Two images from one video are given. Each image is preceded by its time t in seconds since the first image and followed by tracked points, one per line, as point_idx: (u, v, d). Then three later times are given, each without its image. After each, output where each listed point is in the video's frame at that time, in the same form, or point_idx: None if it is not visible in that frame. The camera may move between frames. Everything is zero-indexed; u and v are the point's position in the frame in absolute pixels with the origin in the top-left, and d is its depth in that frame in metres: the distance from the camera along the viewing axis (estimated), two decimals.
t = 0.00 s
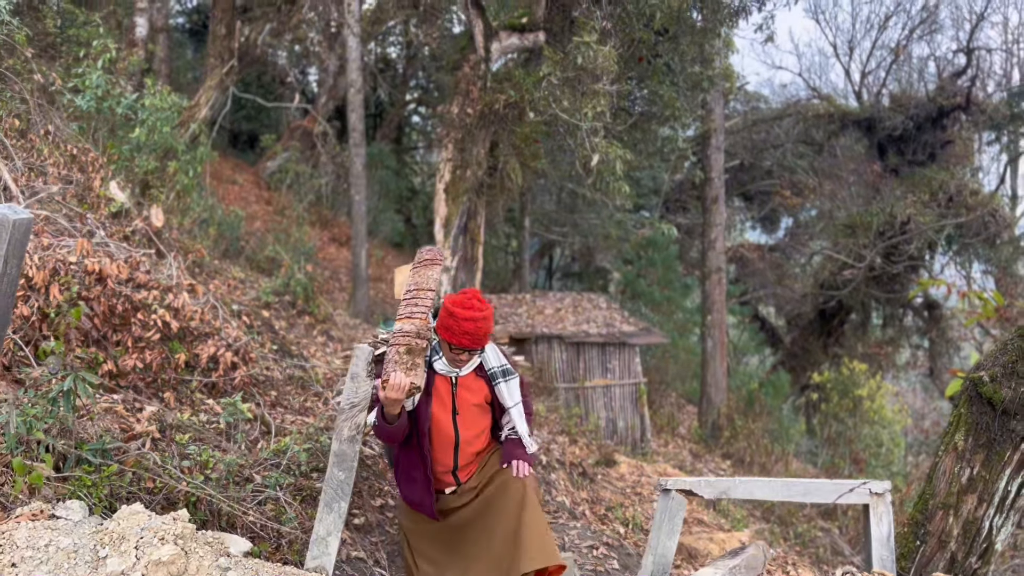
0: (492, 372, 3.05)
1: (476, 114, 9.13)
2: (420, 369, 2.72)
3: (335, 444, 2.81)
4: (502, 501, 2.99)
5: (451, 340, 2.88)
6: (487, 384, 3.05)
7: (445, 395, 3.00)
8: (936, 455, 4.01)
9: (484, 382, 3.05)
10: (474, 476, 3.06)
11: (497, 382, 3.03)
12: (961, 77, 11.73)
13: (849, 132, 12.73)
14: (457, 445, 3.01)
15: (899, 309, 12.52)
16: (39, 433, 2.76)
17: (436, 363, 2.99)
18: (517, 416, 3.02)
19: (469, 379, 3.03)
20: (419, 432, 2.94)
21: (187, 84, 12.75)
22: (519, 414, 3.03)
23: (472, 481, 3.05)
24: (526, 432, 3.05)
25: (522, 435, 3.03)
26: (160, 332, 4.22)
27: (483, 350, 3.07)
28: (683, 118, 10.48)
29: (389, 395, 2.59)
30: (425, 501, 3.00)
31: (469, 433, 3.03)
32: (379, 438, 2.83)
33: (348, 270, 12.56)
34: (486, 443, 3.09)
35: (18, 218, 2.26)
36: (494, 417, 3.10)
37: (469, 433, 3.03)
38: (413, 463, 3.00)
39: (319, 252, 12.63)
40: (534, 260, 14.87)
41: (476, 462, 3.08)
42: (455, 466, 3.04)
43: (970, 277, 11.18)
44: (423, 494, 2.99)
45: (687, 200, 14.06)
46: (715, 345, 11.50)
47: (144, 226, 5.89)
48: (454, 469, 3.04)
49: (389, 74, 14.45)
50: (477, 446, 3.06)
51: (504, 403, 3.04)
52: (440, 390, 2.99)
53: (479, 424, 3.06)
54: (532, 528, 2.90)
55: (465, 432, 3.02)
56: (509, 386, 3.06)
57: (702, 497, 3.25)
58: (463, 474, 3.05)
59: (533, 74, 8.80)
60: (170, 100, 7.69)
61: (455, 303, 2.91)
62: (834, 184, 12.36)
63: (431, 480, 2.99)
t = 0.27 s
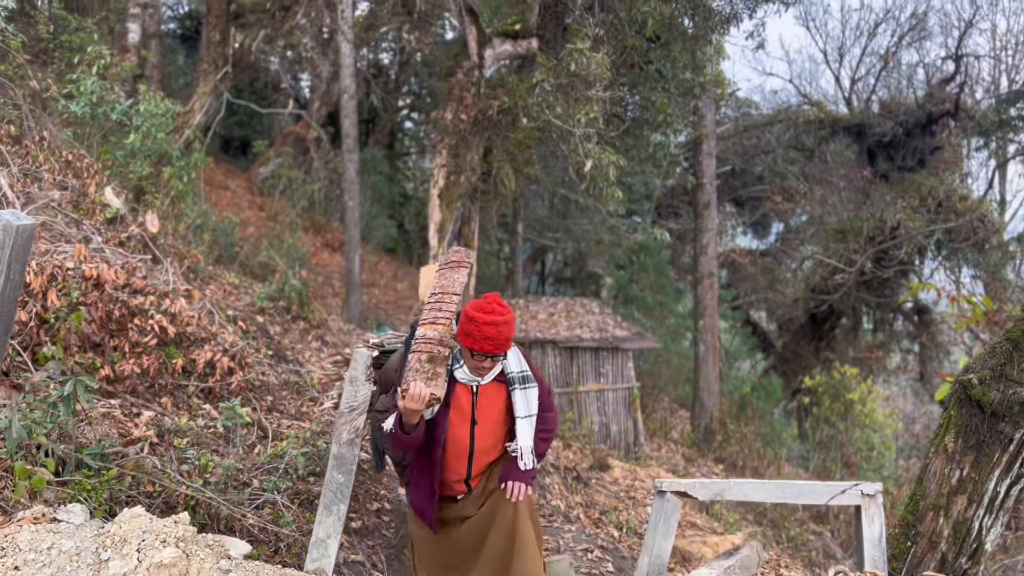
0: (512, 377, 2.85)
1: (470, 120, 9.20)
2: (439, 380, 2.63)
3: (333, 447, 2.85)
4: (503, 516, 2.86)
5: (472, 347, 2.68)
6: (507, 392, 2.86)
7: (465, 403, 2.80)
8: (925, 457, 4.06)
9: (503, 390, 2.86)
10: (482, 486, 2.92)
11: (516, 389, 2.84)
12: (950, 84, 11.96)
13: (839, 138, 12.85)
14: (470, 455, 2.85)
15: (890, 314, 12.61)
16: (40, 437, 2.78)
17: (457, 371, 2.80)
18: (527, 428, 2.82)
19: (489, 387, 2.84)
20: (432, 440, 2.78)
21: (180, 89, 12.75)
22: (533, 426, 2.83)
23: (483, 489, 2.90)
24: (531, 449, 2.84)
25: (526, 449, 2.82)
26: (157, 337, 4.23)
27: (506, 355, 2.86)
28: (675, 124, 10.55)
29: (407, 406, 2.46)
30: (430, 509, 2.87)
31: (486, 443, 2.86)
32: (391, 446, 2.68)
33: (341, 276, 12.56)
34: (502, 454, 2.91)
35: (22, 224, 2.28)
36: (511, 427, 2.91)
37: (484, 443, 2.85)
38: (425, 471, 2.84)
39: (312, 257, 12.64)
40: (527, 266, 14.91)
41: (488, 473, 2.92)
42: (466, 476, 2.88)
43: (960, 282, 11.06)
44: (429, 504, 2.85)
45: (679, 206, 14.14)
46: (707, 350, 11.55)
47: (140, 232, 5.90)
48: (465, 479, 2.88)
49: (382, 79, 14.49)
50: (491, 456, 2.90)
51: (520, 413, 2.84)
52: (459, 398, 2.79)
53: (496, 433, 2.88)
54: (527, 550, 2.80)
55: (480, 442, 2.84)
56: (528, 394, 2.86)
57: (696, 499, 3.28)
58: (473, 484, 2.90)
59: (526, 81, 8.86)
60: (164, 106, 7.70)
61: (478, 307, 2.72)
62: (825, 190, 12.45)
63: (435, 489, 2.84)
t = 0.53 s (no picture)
0: (534, 352, 2.75)
1: (461, 126, 9.28)
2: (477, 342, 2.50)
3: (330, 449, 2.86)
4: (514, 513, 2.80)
5: (498, 309, 2.61)
6: (528, 366, 2.76)
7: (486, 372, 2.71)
8: (911, 457, 4.12)
9: (525, 364, 2.76)
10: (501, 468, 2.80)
11: (537, 363, 2.73)
12: (936, 90, 12.21)
13: (826, 144, 12.99)
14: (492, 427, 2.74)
15: (877, 318, 12.73)
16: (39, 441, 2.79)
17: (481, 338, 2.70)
18: (545, 405, 2.68)
19: (511, 359, 2.75)
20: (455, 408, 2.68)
21: (169, 95, 12.73)
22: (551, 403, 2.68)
23: (502, 462, 2.78)
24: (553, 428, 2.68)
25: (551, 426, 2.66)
26: (152, 342, 4.25)
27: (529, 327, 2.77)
28: (664, 130, 10.64)
29: (449, 369, 2.39)
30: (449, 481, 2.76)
31: (507, 415, 2.74)
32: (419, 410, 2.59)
33: (331, 282, 12.57)
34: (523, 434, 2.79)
35: (23, 229, 2.32)
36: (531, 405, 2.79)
37: (505, 418, 2.75)
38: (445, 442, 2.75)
39: (303, 263, 12.64)
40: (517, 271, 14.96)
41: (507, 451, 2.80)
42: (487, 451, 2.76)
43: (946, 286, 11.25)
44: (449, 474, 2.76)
45: (668, 211, 14.22)
46: (697, 354, 11.63)
47: (132, 238, 5.90)
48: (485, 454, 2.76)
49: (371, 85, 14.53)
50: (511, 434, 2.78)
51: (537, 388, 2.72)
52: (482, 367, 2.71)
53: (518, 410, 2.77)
54: (530, 555, 2.78)
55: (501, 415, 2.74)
56: (549, 371, 2.75)
57: (689, 499, 3.32)
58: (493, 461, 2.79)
59: (517, 87, 8.93)
60: (156, 112, 7.71)
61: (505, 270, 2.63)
62: (813, 196, 12.57)
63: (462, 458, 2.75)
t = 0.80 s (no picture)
0: (530, 331, 2.81)
1: (450, 134, 9.25)
2: (466, 319, 2.63)
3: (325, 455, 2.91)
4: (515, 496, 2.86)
5: (491, 280, 2.71)
6: (525, 344, 2.82)
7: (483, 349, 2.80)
8: (895, 460, 4.18)
9: (522, 342, 2.82)
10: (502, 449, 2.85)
11: (533, 341, 2.79)
12: (917, 97, 12.48)
13: (809, 151, 13.14)
14: (490, 405, 2.79)
15: (861, 323, 12.86)
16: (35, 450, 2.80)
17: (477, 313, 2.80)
18: (544, 383, 2.75)
19: (508, 337, 2.82)
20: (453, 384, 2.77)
21: (155, 103, 12.70)
22: (548, 380, 2.75)
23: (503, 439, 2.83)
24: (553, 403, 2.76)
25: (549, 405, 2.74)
26: (143, 350, 4.26)
27: (526, 304, 2.84)
28: (650, 138, 10.74)
29: (438, 344, 2.49)
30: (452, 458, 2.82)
31: (506, 391, 2.82)
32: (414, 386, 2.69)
33: (318, 289, 12.56)
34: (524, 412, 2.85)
35: (22, 239, 2.53)
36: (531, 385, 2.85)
37: (504, 395, 2.81)
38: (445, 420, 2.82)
39: (290, 271, 12.63)
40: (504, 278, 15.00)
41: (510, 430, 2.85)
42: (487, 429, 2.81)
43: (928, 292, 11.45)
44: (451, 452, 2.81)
45: (654, 217, 14.32)
46: (683, 360, 11.71)
47: (120, 246, 5.89)
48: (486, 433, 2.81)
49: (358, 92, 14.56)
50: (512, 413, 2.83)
51: (535, 366, 2.78)
52: (478, 343, 2.79)
53: (517, 389, 2.83)
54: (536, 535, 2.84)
55: (500, 393, 2.81)
56: (547, 350, 2.80)
57: (678, 503, 3.36)
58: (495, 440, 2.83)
59: (504, 96, 8.98)
60: (143, 121, 7.71)
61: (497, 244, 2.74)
62: (797, 202, 12.70)
63: (467, 432, 2.82)
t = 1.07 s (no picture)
0: (517, 313, 2.78)
1: (437, 141, 9.27)
2: (433, 301, 2.65)
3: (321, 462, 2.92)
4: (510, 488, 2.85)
5: (469, 256, 2.68)
6: (512, 326, 2.79)
7: (468, 333, 2.77)
8: (883, 463, 4.23)
9: (510, 325, 2.79)
10: (496, 438, 2.82)
11: (520, 323, 2.76)
12: (898, 105, 12.78)
13: (792, 158, 13.27)
14: (478, 391, 2.77)
15: (845, 328, 12.98)
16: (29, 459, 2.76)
17: (459, 295, 2.78)
18: (533, 366, 2.73)
19: (494, 319, 2.79)
20: (438, 370, 2.75)
21: (139, 110, 12.63)
22: (537, 363, 2.73)
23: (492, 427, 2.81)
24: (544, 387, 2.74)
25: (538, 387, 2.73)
26: (133, 359, 4.26)
27: (511, 285, 2.82)
28: (636, 145, 10.83)
29: (402, 323, 2.49)
30: (439, 448, 2.79)
31: (493, 378, 2.79)
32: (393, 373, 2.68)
33: (304, 297, 12.52)
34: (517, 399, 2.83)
35: (17, 250, 2.35)
36: (522, 369, 2.82)
37: (494, 380, 2.79)
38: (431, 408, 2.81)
39: (275, 278, 12.58)
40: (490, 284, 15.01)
41: (501, 417, 2.82)
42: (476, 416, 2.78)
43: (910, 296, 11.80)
44: (437, 440, 2.78)
45: (639, 224, 14.38)
46: (669, 366, 11.78)
47: (108, 254, 5.86)
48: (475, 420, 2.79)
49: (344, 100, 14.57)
50: (503, 399, 2.81)
51: (523, 348, 2.75)
52: (462, 327, 2.77)
53: (506, 374, 2.80)
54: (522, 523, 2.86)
55: (488, 378, 2.78)
56: (535, 332, 2.77)
57: (670, 507, 3.39)
58: (485, 429, 2.80)
59: (491, 104, 9.01)
60: (128, 129, 7.66)
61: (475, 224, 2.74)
62: (780, 209, 12.83)
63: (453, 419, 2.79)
